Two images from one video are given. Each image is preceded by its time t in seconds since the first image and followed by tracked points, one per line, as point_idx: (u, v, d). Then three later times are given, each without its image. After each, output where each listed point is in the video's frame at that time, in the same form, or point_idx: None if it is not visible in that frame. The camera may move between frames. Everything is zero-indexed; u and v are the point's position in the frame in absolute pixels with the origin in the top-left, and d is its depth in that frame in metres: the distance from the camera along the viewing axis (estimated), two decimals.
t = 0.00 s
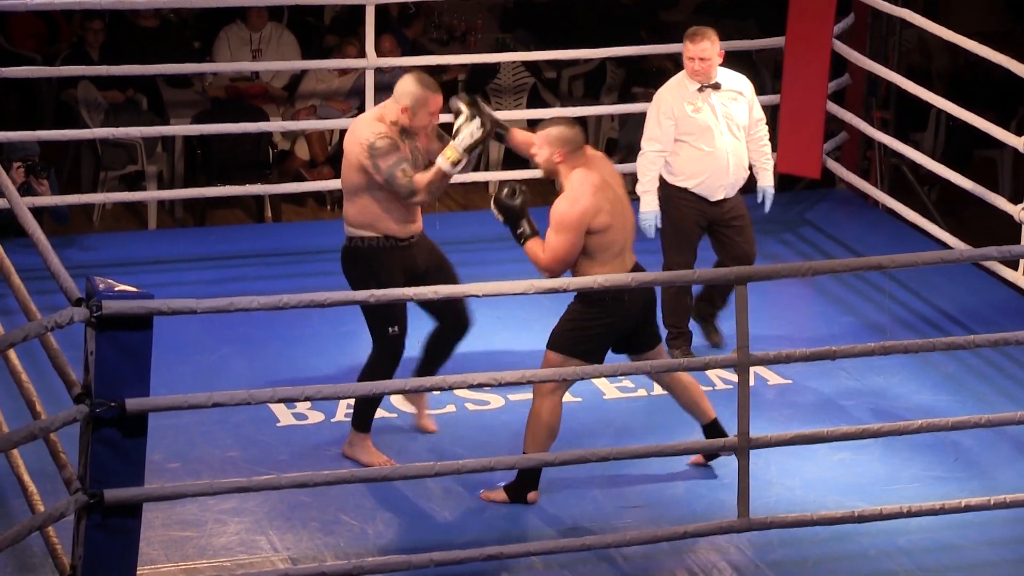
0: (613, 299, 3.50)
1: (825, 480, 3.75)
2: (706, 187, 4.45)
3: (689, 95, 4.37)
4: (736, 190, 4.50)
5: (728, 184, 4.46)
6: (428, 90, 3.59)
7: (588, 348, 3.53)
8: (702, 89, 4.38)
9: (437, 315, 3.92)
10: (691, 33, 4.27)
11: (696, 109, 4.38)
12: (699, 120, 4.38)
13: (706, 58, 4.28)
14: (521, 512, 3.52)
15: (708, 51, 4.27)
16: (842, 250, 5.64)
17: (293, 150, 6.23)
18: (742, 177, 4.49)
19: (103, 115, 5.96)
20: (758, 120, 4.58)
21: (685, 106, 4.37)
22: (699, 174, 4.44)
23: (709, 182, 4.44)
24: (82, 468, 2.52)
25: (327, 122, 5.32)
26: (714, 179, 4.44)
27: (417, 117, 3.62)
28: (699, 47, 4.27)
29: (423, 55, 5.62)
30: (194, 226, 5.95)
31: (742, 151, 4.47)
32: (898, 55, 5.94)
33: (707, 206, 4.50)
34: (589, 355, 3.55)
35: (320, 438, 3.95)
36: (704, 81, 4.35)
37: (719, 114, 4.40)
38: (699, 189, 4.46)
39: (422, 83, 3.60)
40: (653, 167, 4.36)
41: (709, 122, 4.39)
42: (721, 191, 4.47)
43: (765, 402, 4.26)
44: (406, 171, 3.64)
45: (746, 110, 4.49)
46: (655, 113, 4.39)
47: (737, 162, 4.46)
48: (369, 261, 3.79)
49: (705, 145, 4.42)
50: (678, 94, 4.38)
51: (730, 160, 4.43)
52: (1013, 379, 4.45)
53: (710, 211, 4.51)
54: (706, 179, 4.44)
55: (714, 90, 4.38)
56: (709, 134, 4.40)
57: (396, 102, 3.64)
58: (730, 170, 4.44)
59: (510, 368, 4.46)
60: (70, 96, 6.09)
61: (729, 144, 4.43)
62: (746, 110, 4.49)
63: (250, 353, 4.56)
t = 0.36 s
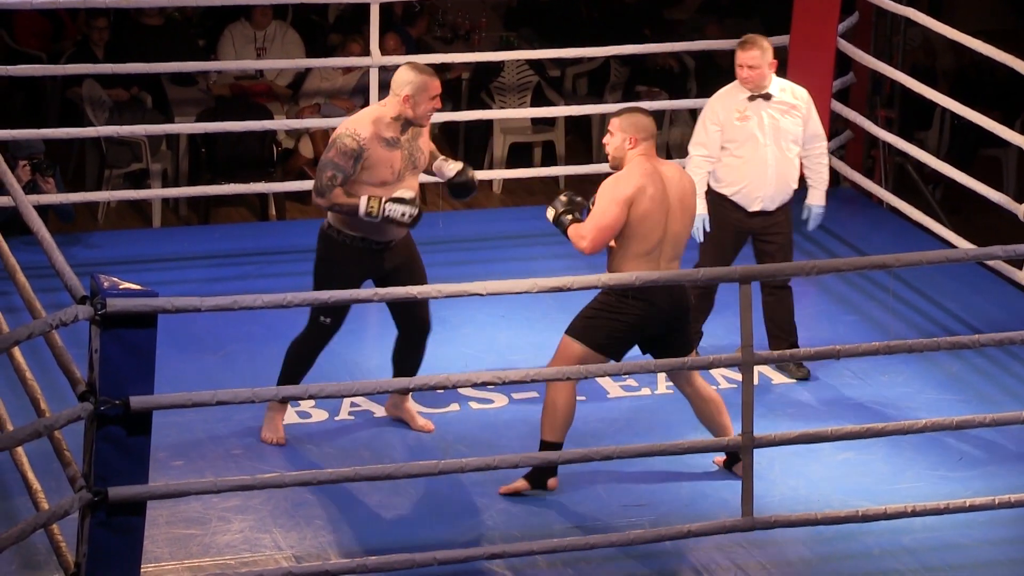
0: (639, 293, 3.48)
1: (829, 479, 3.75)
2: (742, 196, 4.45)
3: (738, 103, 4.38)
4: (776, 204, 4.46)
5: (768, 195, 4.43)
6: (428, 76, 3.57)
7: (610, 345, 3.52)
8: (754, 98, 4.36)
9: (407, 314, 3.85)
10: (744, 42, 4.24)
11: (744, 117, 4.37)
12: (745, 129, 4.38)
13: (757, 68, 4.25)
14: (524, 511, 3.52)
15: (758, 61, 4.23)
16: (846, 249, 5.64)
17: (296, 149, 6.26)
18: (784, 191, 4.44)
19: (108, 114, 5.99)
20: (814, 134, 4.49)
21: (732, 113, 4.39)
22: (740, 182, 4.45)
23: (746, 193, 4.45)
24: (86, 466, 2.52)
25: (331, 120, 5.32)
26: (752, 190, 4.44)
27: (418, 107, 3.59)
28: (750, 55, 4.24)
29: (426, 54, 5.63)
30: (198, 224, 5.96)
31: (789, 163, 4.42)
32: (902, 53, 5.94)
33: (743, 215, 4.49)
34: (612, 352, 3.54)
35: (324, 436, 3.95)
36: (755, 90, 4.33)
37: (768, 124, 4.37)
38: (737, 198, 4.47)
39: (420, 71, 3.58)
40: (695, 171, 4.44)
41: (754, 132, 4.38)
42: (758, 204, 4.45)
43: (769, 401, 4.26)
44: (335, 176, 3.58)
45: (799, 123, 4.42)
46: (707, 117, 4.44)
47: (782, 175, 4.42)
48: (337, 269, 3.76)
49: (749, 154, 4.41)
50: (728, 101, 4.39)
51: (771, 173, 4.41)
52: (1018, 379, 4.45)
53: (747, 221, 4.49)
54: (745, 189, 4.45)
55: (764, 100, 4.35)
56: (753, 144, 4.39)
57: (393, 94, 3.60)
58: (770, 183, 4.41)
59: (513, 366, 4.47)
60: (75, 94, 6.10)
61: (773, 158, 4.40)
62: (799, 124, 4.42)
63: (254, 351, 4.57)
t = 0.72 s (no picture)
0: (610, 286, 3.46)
1: (834, 480, 3.74)
2: (774, 194, 4.48)
3: (781, 100, 4.41)
4: (808, 207, 4.46)
5: (800, 196, 4.43)
6: (399, 75, 3.53)
7: (582, 340, 3.53)
8: (797, 96, 4.39)
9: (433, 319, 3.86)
10: (792, 41, 4.25)
11: (785, 115, 4.41)
12: (785, 127, 4.41)
13: (803, 69, 4.26)
14: (530, 512, 3.52)
15: (802, 62, 4.25)
16: (852, 250, 5.63)
17: (303, 149, 6.28)
18: (817, 195, 4.43)
19: (114, 114, 5.98)
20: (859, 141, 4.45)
21: (774, 109, 4.42)
22: (773, 180, 4.48)
23: (778, 191, 4.47)
24: (93, 466, 2.53)
25: (337, 121, 5.32)
26: (785, 189, 4.46)
27: (387, 106, 3.55)
28: (797, 55, 4.26)
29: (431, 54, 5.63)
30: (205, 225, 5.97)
31: (826, 167, 4.42)
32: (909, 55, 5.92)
33: (774, 213, 4.51)
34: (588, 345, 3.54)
35: (330, 436, 3.95)
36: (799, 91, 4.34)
37: (808, 125, 4.38)
38: (768, 195, 4.51)
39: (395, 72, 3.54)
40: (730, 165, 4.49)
41: (793, 130, 4.40)
42: (789, 204, 4.46)
43: (775, 402, 4.26)
44: (332, 177, 3.63)
45: (841, 128, 4.41)
46: (750, 110, 4.48)
47: (815, 178, 4.42)
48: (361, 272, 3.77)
49: (785, 153, 4.43)
50: (772, 97, 4.43)
51: (804, 174, 4.41)
52: None
53: (779, 220, 4.51)
54: (777, 187, 4.47)
55: (807, 100, 4.37)
56: (791, 143, 4.41)
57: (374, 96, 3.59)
58: (802, 184, 4.42)
59: (519, 367, 4.47)
60: (82, 95, 6.11)
61: (807, 159, 4.40)
62: (841, 128, 4.41)
63: (260, 351, 4.57)
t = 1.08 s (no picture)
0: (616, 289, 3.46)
1: (842, 481, 3.74)
2: (778, 188, 4.49)
3: (786, 96, 4.47)
4: (812, 202, 4.44)
5: (803, 190, 4.44)
6: (487, 82, 3.57)
7: (592, 345, 3.51)
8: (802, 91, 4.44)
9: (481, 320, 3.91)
10: (795, 35, 4.31)
11: (789, 109, 4.46)
12: (790, 121, 4.45)
13: (806, 62, 4.31)
14: (537, 513, 3.51)
15: (807, 56, 4.30)
16: (860, 251, 5.62)
17: (311, 150, 6.28)
18: (821, 189, 4.42)
19: (122, 115, 6.00)
20: (864, 137, 4.45)
21: (779, 104, 4.48)
22: (777, 174, 4.50)
23: (781, 185, 4.48)
24: (101, 466, 2.53)
25: (345, 122, 5.32)
26: (788, 184, 4.46)
27: (475, 111, 3.58)
28: (800, 49, 4.31)
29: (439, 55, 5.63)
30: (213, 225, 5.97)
31: (830, 161, 4.42)
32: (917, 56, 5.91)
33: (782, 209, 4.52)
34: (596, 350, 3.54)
35: (338, 437, 3.96)
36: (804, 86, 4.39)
37: (811, 119, 4.41)
38: (773, 190, 4.52)
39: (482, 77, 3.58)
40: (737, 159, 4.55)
41: (796, 124, 4.44)
42: (793, 198, 4.46)
43: (782, 404, 4.25)
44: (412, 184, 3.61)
45: (845, 123, 4.43)
46: (758, 107, 4.56)
47: (818, 172, 4.42)
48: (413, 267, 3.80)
49: (788, 147, 4.46)
50: (778, 92, 4.50)
51: (807, 168, 4.42)
52: None
53: (787, 217, 4.52)
54: (781, 182, 4.48)
55: (811, 95, 4.41)
56: (794, 137, 4.45)
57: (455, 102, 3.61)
58: (804, 177, 4.43)
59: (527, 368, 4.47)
60: (90, 96, 6.12)
61: (810, 152, 4.42)
62: (845, 124, 4.43)
63: (268, 351, 4.58)
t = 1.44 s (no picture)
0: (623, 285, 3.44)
1: (845, 480, 3.73)
2: (766, 183, 4.48)
3: (771, 93, 4.48)
4: (801, 195, 4.44)
5: (790, 183, 4.43)
6: (542, 75, 3.49)
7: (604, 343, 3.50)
8: (788, 87, 4.45)
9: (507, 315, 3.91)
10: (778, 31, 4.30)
11: (775, 106, 4.47)
12: (776, 116, 4.46)
13: (791, 57, 4.29)
14: (540, 513, 3.51)
15: (793, 52, 4.27)
16: (864, 250, 5.61)
17: (314, 149, 6.28)
18: (809, 182, 4.42)
19: (125, 114, 5.99)
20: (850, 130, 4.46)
21: (765, 101, 4.49)
22: (765, 169, 4.49)
23: (769, 180, 4.48)
24: (104, 465, 2.53)
25: (347, 121, 5.31)
26: (776, 178, 4.46)
27: (528, 103, 3.53)
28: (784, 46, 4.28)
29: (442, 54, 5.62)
30: (216, 225, 5.97)
31: (816, 154, 4.41)
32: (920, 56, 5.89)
33: (773, 203, 4.51)
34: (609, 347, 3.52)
35: (340, 436, 3.95)
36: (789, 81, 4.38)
37: (797, 114, 4.42)
38: (763, 186, 4.51)
39: (541, 71, 3.50)
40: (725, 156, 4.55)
41: (783, 120, 4.45)
42: (782, 192, 4.46)
43: (786, 403, 4.24)
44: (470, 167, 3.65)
45: (831, 117, 4.44)
46: (745, 105, 4.57)
47: (805, 165, 4.42)
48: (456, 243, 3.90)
49: (775, 142, 4.46)
50: (763, 89, 4.50)
51: (794, 162, 4.42)
52: None
53: (779, 210, 4.51)
54: (768, 176, 4.48)
55: (797, 90, 4.42)
56: (780, 132, 4.45)
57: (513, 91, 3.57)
58: (791, 171, 4.43)
59: (529, 367, 4.47)
60: (93, 95, 6.13)
61: (797, 147, 4.42)
62: (830, 117, 4.43)
63: (271, 351, 4.58)
